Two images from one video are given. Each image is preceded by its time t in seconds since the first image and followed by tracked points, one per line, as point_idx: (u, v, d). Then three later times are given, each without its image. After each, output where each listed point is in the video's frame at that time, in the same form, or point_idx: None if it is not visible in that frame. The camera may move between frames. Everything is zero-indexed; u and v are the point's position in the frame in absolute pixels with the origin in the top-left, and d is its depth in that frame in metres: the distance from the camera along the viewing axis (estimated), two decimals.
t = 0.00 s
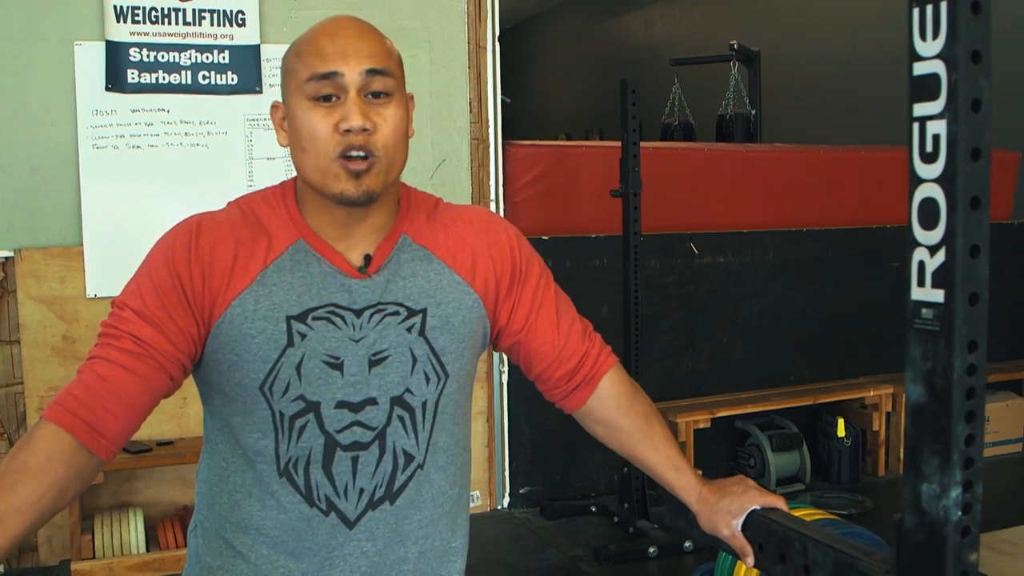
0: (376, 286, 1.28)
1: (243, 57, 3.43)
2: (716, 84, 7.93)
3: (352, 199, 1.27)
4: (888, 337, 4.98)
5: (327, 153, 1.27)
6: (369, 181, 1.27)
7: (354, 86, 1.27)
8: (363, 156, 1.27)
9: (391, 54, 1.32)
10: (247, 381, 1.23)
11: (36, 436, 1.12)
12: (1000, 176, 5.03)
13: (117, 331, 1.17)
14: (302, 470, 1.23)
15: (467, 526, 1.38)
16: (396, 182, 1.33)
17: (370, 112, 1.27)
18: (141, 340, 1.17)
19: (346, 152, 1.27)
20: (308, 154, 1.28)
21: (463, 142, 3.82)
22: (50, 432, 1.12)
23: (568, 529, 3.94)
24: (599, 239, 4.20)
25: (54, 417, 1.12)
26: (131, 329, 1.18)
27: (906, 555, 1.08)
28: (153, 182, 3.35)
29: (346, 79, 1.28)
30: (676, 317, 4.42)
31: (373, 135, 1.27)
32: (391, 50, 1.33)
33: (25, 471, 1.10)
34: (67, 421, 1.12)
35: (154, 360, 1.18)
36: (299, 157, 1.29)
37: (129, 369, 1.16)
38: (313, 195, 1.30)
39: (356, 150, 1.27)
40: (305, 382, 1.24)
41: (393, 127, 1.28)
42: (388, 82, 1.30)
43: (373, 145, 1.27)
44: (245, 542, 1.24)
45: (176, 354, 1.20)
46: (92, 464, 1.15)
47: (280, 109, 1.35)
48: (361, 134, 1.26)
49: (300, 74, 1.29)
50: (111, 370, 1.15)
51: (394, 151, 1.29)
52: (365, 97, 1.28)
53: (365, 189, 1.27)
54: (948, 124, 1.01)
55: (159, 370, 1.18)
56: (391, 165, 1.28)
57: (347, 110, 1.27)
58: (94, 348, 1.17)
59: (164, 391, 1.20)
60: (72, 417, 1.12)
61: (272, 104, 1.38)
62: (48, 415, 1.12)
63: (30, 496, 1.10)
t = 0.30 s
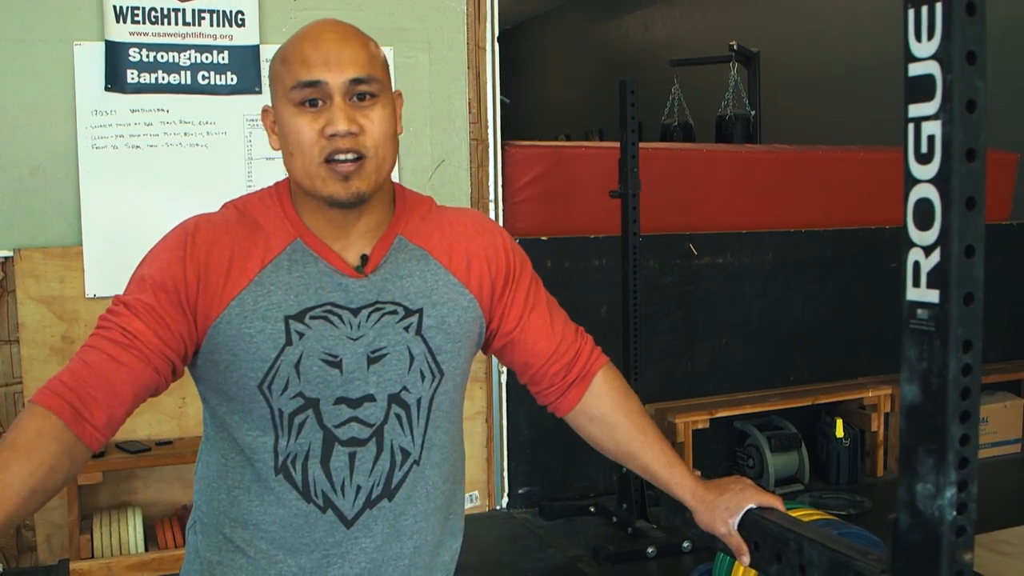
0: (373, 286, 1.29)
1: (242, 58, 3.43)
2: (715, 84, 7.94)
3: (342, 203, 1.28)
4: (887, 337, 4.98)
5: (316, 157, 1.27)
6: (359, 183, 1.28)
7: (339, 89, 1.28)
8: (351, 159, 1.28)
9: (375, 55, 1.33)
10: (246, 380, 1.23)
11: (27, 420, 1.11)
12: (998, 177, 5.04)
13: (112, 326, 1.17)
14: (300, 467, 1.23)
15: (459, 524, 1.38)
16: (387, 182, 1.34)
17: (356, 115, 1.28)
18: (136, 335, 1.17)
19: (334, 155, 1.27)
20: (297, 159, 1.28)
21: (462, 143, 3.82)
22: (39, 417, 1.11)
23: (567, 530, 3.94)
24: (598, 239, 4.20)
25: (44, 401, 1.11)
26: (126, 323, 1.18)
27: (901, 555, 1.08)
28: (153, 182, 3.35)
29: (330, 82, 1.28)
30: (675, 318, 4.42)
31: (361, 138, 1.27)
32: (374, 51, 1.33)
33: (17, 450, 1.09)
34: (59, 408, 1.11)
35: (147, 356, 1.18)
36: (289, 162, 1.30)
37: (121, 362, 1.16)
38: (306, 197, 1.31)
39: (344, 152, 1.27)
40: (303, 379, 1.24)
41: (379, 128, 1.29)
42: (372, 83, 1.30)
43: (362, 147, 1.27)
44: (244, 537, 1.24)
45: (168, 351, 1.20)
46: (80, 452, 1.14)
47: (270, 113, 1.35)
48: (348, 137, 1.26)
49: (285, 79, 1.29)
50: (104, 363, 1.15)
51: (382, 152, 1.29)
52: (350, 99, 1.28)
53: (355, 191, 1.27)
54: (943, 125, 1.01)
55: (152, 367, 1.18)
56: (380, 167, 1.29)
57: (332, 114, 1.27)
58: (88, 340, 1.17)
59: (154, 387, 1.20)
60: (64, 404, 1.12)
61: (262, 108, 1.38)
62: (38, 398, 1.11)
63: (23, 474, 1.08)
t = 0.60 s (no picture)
0: (365, 285, 1.29)
1: (242, 57, 3.43)
2: (715, 86, 7.94)
3: (336, 200, 1.28)
4: (885, 339, 4.99)
5: (311, 154, 1.27)
6: (352, 182, 1.27)
7: (338, 89, 1.28)
8: (346, 158, 1.27)
9: (377, 56, 1.33)
10: (239, 381, 1.23)
11: (31, 429, 1.12)
12: (997, 179, 5.04)
13: (111, 327, 1.18)
14: (295, 466, 1.23)
15: (461, 519, 1.37)
16: (384, 182, 1.33)
17: (354, 115, 1.28)
18: (135, 335, 1.17)
19: (329, 153, 1.27)
20: (293, 155, 1.28)
21: (461, 143, 3.82)
22: (44, 426, 1.11)
23: (564, 530, 3.94)
24: (597, 240, 4.20)
25: (47, 410, 1.12)
26: (125, 325, 1.18)
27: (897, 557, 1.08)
28: (151, 181, 3.35)
29: (330, 82, 1.28)
30: (674, 319, 4.42)
31: (357, 137, 1.27)
32: (377, 52, 1.34)
33: (20, 461, 1.10)
34: (61, 414, 1.12)
35: (148, 356, 1.18)
36: (285, 158, 1.30)
37: (122, 363, 1.16)
38: (301, 194, 1.31)
39: (340, 151, 1.27)
40: (296, 378, 1.24)
41: (378, 129, 1.29)
42: (372, 84, 1.30)
43: (357, 146, 1.27)
44: (242, 538, 1.24)
45: (168, 350, 1.20)
46: (85, 458, 1.14)
47: (269, 109, 1.35)
48: (344, 135, 1.26)
49: (286, 77, 1.29)
50: (106, 366, 1.15)
51: (378, 152, 1.29)
52: (349, 99, 1.28)
53: (348, 190, 1.27)
54: (940, 128, 1.01)
55: (154, 367, 1.19)
56: (375, 166, 1.29)
57: (330, 112, 1.27)
58: (90, 344, 1.18)
59: (157, 388, 1.20)
60: (66, 411, 1.12)
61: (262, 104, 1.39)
62: (41, 407, 1.12)
63: (28, 484, 1.10)
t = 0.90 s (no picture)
0: (357, 285, 1.29)
1: (240, 58, 3.43)
2: (714, 87, 7.95)
3: (321, 197, 1.27)
4: (883, 341, 4.99)
5: (298, 150, 1.27)
6: (338, 178, 1.27)
7: (326, 85, 1.28)
8: (332, 154, 1.27)
9: (368, 53, 1.33)
10: (233, 378, 1.24)
11: (33, 432, 1.11)
12: (996, 181, 5.05)
13: (111, 325, 1.18)
14: (286, 469, 1.23)
15: (459, 524, 1.35)
16: (374, 180, 1.33)
17: (342, 111, 1.28)
18: (136, 333, 1.17)
19: (315, 149, 1.27)
20: (281, 151, 1.29)
21: (459, 145, 3.82)
22: (47, 427, 1.11)
23: (562, 532, 3.93)
24: (595, 242, 4.20)
25: (51, 413, 1.11)
26: (125, 323, 1.18)
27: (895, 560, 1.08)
28: (149, 181, 3.35)
29: (318, 77, 1.28)
30: (672, 320, 4.42)
31: (344, 134, 1.27)
32: (368, 49, 1.34)
33: (17, 466, 1.10)
34: (61, 415, 1.12)
35: (149, 354, 1.18)
36: (273, 155, 1.30)
37: (124, 362, 1.16)
38: (292, 192, 1.31)
39: (326, 148, 1.27)
40: (289, 378, 1.24)
41: (366, 126, 1.29)
42: (361, 81, 1.30)
43: (344, 143, 1.27)
44: (237, 542, 1.24)
45: (171, 347, 1.20)
46: (87, 460, 1.14)
47: (260, 107, 1.36)
48: (331, 131, 1.26)
49: (275, 73, 1.29)
50: (108, 366, 1.15)
51: (366, 149, 1.29)
52: (337, 95, 1.29)
53: (333, 187, 1.27)
54: (937, 129, 1.01)
55: (156, 365, 1.18)
56: (363, 163, 1.29)
57: (317, 109, 1.27)
58: (90, 343, 1.17)
59: (158, 387, 1.20)
60: (70, 413, 1.12)
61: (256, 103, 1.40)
62: (44, 410, 1.12)
63: (24, 491, 1.10)
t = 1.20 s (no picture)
0: (359, 283, 1.29)
1: (238, 60, 3.43)
2: (713, 90, 7.95)
3: (325, 198, 1.27)
4: (881, 343, 4.99)
5: (300, 150, 1.27)
6: (342, 177, 1.27)
7: (327, 84, 1.28)
8: (335, 153, 1.27)
9: (368, 53, 1.33)
10: (232, 375, 1.23)
11: (25, 432, 1.11)
12: (994, 184, 5.05)
13: (105, 324, 1.17)
14: (284, 468, 1.23)
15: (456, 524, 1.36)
16: (376, 180, 1.33)
17: (343, 110, 1.28)
18: (130, 332, 1.17)
19: (318, 148, 1.27)
20: (282, 151, 1.28)
21: (458, 146, 3.82)
22: (39, 427, 1.11)
23: (561, 534, 3.93)
24: (594, 244, 4.20)
25: (44, 414, 1.11)
26: (119, 322, 1.17)
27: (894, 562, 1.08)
28: (148, 183, 3.35)
29: (319, 77, 1.28)
30: (671, 323, 4.42)
31: (347, 132, 1.27)
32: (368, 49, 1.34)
33: (12, 466, 1.10)
34: (55, 415, 1.11)
35: (143, 353, 1.18)
36: (275, 155, 1.30)
37: (119, 362, 1.16)
38: (292, 192, 1.30)
39: (329, 147, 1.27)
40: (290, 375, 1.24)
41: (367, 125, 1.29)
42: (363, 80, 1.30)
43: (347, 142, 1.27)
44: (232, 543, 1.23)
45: (164, 346, 1.20)
46: (81, 459, 1.15)
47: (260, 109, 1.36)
48: (333, 131, 1.27)
49: (275, 73, 1.29)
50: (100, 365, 1.15)
51: (368, 148, 1.29)
52: (338, 95, 1.29)
53: (337, 186, 1.27)
54: (936, 132, 1.01)
55: (150, 364, 1.18)
56: (366, 162, 1.29)
57: (319, 108, 1.27)
58: (84, 341, 1.17)
59: (153, 385, 1.20)
60: (63, 413, 1.12)
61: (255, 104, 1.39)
62: (36, 410, 1.11)
63: (19, 490, 1.10)
